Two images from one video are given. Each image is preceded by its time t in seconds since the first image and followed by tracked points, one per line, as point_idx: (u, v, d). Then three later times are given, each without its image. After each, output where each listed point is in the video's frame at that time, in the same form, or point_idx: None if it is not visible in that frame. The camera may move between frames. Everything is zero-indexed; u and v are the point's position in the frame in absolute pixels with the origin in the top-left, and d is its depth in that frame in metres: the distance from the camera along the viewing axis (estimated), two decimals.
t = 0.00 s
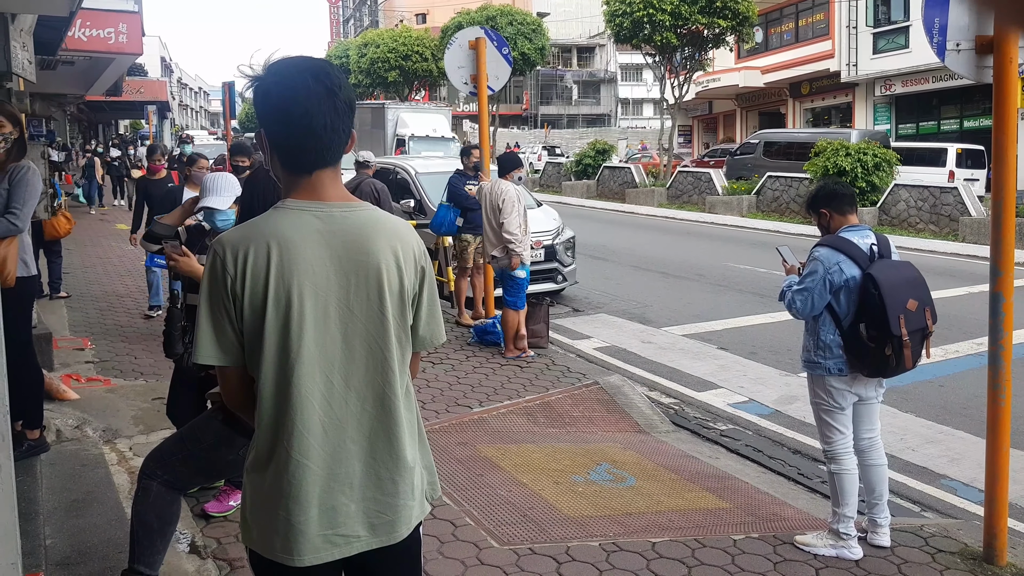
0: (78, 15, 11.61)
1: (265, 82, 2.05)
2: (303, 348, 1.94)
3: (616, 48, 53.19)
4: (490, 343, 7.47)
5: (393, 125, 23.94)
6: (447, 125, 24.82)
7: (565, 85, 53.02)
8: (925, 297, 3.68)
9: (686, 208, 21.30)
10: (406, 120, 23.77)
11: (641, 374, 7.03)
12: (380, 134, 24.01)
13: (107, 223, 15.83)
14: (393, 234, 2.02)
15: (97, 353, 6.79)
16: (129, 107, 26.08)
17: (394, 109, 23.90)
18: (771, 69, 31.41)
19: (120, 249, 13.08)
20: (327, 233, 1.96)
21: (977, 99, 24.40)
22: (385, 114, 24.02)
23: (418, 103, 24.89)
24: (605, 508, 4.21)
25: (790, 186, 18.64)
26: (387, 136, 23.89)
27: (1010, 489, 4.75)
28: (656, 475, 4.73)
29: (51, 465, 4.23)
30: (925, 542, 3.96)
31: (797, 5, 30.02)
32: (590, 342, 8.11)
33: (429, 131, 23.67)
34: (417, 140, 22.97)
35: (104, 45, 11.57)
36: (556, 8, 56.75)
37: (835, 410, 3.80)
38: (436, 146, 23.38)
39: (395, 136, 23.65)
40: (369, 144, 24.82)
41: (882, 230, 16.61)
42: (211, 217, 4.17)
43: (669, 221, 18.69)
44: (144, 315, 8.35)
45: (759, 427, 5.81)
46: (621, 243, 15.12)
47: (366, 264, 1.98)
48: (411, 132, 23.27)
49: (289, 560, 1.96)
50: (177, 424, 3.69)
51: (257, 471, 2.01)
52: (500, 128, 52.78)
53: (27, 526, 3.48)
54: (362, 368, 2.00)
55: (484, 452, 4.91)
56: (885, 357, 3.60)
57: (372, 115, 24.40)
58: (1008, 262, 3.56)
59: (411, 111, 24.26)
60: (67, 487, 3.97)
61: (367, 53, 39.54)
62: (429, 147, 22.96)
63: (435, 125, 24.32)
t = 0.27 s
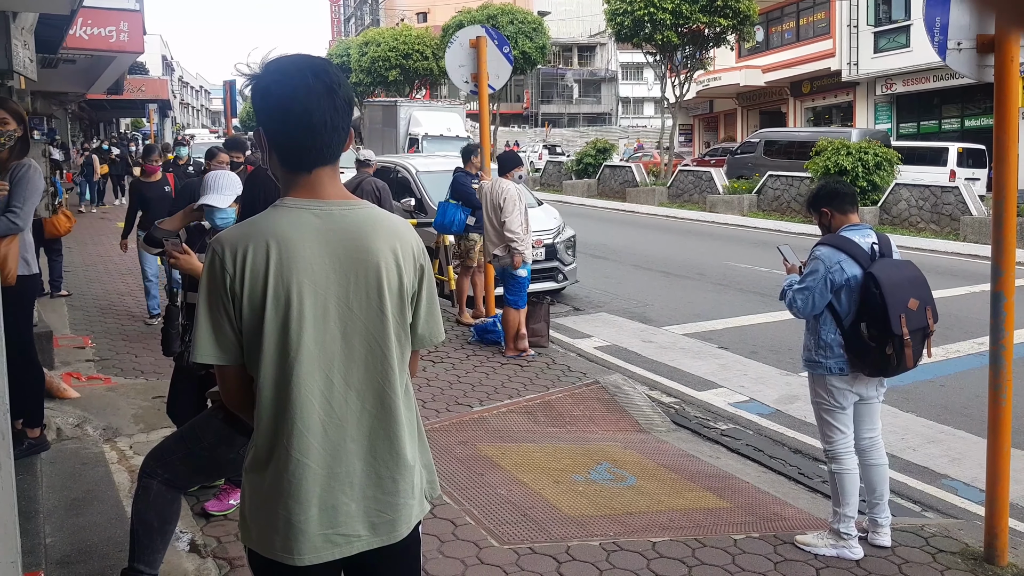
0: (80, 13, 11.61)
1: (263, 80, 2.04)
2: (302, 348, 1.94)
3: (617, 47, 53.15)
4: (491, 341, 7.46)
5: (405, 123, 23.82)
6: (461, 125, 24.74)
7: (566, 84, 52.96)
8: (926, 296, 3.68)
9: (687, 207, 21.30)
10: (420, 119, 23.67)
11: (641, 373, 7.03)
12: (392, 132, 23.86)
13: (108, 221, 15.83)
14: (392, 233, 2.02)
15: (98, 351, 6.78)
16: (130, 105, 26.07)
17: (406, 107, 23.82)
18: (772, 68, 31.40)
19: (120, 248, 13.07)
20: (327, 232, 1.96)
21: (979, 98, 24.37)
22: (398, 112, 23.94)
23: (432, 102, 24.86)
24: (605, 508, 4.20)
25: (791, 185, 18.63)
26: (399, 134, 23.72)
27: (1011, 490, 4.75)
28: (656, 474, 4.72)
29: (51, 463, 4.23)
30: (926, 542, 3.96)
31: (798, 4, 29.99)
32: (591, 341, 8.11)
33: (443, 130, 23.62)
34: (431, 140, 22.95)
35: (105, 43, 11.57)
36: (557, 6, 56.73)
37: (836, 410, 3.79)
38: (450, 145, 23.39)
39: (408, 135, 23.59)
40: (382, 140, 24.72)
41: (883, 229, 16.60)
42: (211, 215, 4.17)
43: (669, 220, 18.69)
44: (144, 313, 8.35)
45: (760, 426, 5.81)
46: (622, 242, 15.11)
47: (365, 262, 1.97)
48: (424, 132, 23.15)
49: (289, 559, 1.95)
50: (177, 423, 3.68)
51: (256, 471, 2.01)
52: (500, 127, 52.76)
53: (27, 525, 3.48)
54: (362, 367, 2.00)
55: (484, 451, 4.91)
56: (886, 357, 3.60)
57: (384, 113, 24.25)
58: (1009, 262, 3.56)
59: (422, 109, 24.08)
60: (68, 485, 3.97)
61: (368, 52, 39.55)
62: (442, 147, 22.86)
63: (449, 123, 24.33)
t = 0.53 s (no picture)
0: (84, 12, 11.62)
1: (265, 79, 2.04)
2: (306, 347, 1.94)
3: (621, 45, 53.10)
4: (495, 340, 7.47)
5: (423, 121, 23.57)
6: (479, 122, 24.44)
7: (570, 82, 52.87)
8: (931, 295, 3.67)
9: (691, 205, 21.27)
10: (436, 117, 23.32)
11: (646, 372, 7.03)
12: (409, 130, 23.65)
13: (113, 220, 15.87)
14: (395, 232, 2.02)
15: (103, 349, 6.80)
16: (135, 104, 26.12)
17: (423, 104, 23.57)
18: (776, 66, 31.36)
19: (125, 246, 13.10)
20: (330, 232, 1.96)
21: (984, 96, 24.29)
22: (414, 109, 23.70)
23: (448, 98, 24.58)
24: (609, 506, 4.20)
25: (795, 183, 18.59)
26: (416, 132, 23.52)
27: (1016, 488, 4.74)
28: (660, 473, 4.72)
29: (57, 461, 4.24)
30: (931, 541, 3.95)
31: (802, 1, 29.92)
32: (595, 340, 8.10)
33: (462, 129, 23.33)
34: (449, 137, 22.72)
35: (110, 42, 11.57)
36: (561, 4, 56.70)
37: (841, 409, 3.79)
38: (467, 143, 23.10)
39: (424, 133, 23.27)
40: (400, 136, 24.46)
41: (888, 227, 16.56)
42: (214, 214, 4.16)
43: (673, 219, 18.67)
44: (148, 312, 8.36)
45: (764, 425, 5.80)
46: (626, 240, 15.10)
47: (368, 261, 1.97)
48: (442, 130, 22.88)
49: (293, 558, 1.95)
50: (182, 422, 3.69)
51: (261, 470, 2.01)
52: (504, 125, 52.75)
53: (33, 522, 3.49)
54: (365, 366, 2.00)
55: (489, 449, 4.91)
56: (891, 355, 3.59)
57: (400, 111, 24.23)
58: (1015, 261, 3.55)
59: (440, 106, 23.83)
60: (73, 483, 3.98)
61: (371, 50, 39.57)
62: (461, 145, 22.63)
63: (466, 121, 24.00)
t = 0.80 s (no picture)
0: (88, 10, 11.64)
1: (266, 76, 2.04)
2: (309, 345, 1.94)
3: (625, 42, 53.04)
4: (499, 337, 7.47)
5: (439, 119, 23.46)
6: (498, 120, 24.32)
7: (574, 80, 52.77)
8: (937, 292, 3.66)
9: (695, 202, 21.25)
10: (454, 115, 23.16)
11: (650, 369, 7.02)
12: (425, 127, 23.52)
13: (118, 218, 15.90)
14: (396, 229, 2.02)
15: (108, 347, 6.81)
16: (140, 102, 26.20)
17: (440, 102, 23.49)
18: (780, 63, 31.30)
19: (130, 244, 13.13)
20: (332, 230, 1.96)
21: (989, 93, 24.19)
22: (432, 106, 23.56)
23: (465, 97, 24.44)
24: (614, 504, 4.20)
25: (800, 180, 18.56)
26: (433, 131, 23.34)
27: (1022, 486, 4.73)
28: (665, 470, 4.72)
29: (63, 458, 4.25)
30: (936, 539, 3.95)
31: None
32: (599, 337, 8.10)
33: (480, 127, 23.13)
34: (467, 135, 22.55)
35: (114, 40, 11.58)
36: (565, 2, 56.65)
37: (846, 406, 3.78)
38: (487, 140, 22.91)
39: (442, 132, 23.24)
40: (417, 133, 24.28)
41: (893, 224, 16.52)
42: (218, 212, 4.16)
43: (677, 216, 18.65)
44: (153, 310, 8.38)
45: (769, 422, 5.80)
46: (631, 238, 15.09)
47: (370, 259, 1.97)
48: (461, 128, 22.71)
49: (298, 556, 1.96)
50: (187, 420, 3.69)
51: (265, 468, 2.02)
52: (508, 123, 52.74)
53: (39, 520, 3.50)
54: (368, 364, 2.00)
55: (493, 447, 4.91)
56: (896, 353, 3.58)
57: (416, 108, 24.19)
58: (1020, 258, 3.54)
59: (457, 103, 23.69)
60: (79, 480, 3.99)
61: (376, 47, 39.59)
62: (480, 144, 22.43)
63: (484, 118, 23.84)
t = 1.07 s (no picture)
0: (93, 11, 11.65)
1: (267, 76, 2.04)
2: (312, 345, 1.94)
3: (629, 42, 52.97)
4: (504, 337, 7.47)
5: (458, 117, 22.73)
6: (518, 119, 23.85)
7: (578, 79, 52.71)
8: (942, 290, 3.65)
9: (700, 201, 21.23)
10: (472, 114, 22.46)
11: (654, 368, 7.01)
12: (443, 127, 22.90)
13: (123, 219, 15.94)
14: (399, 229, 2.02)
15: (113, 347, 6.83)
16: (145, 103, 26.26)
17: (458, 99, 22.77)
18: (785, 62, 31.27)
19: (135, 245, 13.16)
20: (335, 230, 1.96)
21: (994, 91, 24.11)
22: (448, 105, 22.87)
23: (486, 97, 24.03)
24: (618, 503, 4.20)
25: (804, 178, 18.52)
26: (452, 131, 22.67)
27: None
28: (669, 469, 4.71)
29: (68, 458, 4.26)
30: (941, 538, 3.94)
31: None
32: (604, 336, 8.09)
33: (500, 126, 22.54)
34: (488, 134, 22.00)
35: (119, 41, 11.59)
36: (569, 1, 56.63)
37: (850, 405, 3.77)
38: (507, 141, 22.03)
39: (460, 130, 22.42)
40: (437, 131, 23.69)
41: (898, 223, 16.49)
42: (222, 212, 4.18)
43: (682, 215, 18.63)
44: (158, 310, 8.39)
45: (774, 421, 5.78)
46: (635, 237, 15.08)
47: (373, 259, 1.97)
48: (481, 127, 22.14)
49: (301, 555, 1.96)
50: (192, 420, 3.70)
51: (268, 468, 2.02)
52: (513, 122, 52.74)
53: (44, 519, 3.51)
54: (371, 364, 2.00)
55: (498, 446, 4.91)
56: (901, 351, 3.58)
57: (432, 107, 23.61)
58: None
59: (476, 101, 23.11)
60: (84, 481, 4.00)
61: (380, 47, 39.63)
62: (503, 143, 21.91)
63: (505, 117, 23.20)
